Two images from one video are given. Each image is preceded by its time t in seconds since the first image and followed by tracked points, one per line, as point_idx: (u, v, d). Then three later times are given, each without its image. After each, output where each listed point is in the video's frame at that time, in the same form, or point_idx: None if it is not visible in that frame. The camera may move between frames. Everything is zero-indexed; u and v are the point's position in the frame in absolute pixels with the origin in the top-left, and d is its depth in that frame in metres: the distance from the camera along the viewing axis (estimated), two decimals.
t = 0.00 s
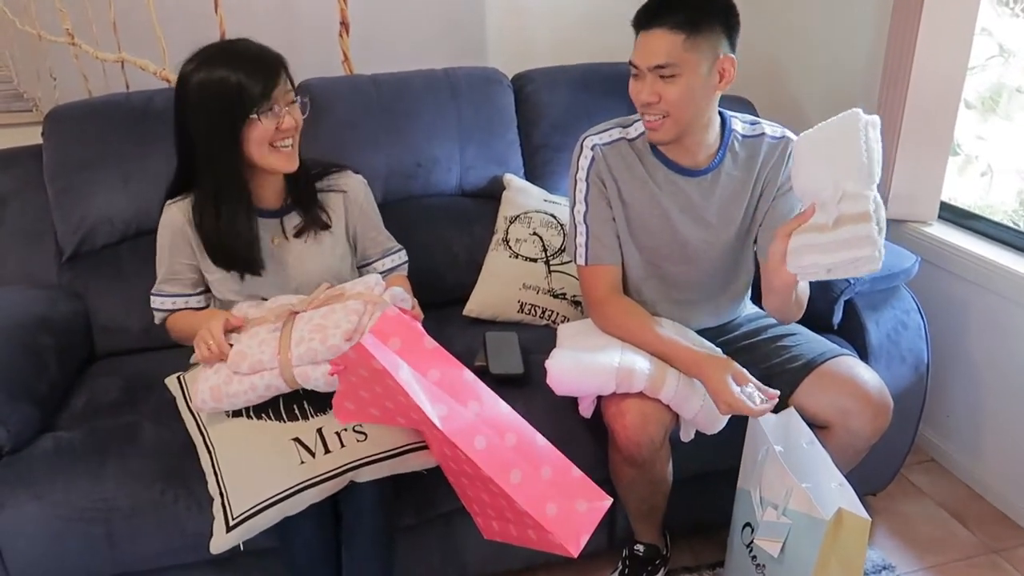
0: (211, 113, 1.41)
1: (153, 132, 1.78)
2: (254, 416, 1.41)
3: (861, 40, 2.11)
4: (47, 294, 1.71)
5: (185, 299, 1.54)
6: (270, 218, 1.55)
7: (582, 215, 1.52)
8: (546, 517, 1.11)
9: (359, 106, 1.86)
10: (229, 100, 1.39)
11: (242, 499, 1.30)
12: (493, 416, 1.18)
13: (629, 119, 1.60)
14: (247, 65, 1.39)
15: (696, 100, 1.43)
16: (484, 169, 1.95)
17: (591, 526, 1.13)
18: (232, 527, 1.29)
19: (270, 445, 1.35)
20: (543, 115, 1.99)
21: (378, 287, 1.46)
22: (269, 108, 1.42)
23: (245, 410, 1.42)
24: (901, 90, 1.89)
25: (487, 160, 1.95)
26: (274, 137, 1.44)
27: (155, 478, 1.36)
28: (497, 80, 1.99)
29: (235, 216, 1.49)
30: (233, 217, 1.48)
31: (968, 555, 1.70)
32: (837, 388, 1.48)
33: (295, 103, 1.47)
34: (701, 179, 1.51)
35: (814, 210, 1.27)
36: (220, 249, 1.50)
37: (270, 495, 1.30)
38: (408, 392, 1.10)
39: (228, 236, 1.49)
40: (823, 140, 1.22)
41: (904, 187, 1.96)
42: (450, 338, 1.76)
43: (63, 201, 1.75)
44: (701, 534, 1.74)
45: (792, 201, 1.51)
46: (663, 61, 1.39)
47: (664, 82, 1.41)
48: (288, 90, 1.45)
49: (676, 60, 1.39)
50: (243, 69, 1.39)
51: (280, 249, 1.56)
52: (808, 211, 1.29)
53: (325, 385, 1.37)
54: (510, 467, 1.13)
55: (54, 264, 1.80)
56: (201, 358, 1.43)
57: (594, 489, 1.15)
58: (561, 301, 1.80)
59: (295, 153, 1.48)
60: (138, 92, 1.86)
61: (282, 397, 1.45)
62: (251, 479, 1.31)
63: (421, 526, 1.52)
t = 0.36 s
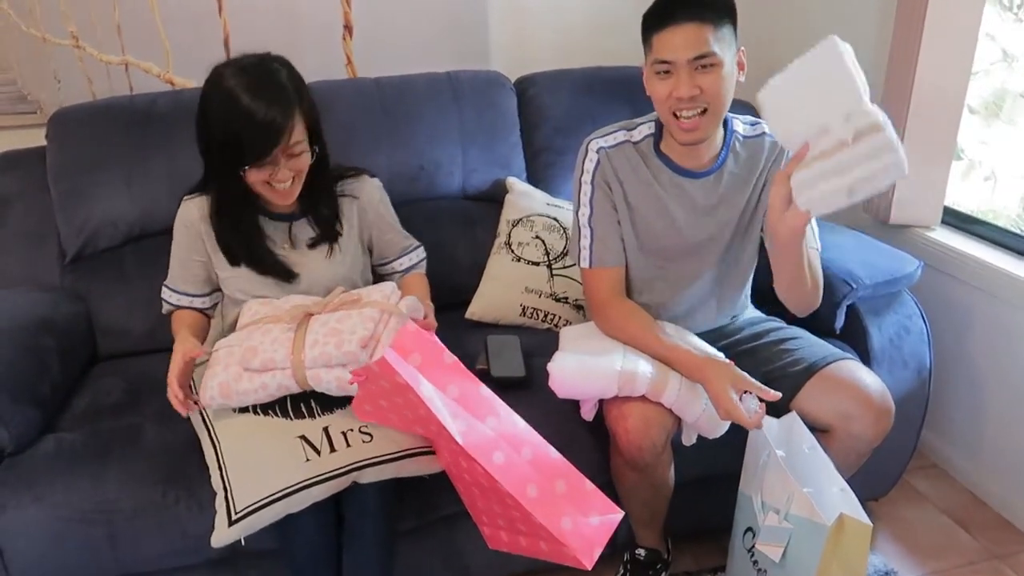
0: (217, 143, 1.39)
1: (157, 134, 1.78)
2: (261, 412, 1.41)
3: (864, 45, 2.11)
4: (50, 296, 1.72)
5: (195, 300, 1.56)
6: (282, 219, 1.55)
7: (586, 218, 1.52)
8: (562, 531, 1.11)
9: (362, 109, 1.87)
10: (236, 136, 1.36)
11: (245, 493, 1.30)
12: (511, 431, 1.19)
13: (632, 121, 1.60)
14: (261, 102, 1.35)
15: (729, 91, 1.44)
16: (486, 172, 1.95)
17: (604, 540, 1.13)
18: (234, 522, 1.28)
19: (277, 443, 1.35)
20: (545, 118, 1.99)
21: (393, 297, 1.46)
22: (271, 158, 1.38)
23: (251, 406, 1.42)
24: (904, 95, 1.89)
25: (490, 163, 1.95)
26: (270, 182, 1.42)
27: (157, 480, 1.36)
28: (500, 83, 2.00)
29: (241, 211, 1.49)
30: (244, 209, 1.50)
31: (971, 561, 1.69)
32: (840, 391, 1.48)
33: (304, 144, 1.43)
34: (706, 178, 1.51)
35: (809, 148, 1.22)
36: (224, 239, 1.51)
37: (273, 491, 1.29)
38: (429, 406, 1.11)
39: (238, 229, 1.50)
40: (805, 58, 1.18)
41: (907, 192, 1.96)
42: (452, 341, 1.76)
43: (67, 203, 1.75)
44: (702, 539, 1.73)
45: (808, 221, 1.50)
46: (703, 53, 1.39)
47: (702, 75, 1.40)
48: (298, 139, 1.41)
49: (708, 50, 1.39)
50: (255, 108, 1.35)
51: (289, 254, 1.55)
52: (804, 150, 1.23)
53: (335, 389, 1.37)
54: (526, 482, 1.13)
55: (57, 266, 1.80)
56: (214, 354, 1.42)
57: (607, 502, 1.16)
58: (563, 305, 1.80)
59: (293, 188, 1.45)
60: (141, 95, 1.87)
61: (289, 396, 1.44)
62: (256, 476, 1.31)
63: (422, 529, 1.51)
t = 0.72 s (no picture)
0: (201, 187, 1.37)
1: (157, 138, 1.79)
2: (257, 423, 1.38)
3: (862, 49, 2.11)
4: (49, 298, 1.72)
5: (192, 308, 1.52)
6: (277, 233, 1.54)
7: (581, 222, 1.52)
8: (578, 546, 1.10)
9: (361, 112, 1.87)
10: (218, 178, 1.34)
11: (244, 507, 1.30)
12: (528, 455, 1.17)
13: (624, 124, 1.60)
14: (235, 141, 1.32)
15: (714, 85, 1.44)
16: (486, 175, 1.95)
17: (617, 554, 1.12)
18: (234, 535, 1.29)
19: (274, 455, 1.35)
20: (545, 122, 1.99)
21: (395, 311, 1.45)
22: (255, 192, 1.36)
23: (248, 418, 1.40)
24: (903, 99, 1.89)
25: (489, 167, 1.95)
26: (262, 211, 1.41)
27: (156, 483, 1.36)
28: (499, 87, 2.00)
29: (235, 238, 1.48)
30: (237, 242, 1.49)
31: (968, 565, 1.70)
32: (837, 396, 1.48)
33: (289, 177, 1.39)
34: (700, 176, 1.52)
35: (803, 81, 1.22)
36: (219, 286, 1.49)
37: (272, 505, 1.30)
38: (451, 438, 1.09)
39: (231, 272, 1.49)
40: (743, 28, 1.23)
41: (906, 196, 1.96)
42: (451, 344, 1.77)
43: (67, 205, 1.75)
44: (700, 542, 1.73)
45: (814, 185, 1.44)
46: (685, 45, 1.39)
47: (686, 69, 1.40)
48: (280, 169, 1.37)
49: (694, 46, 1.39)
50: (230, 150, 1.32)
51: (288, 268, 1.56)
52: (799, 87, 1.23)
53: (336, 406, 1.36)
54: (544, 502, 1.12)
55: (57, 268, 1.81)
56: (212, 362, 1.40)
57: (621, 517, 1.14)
58: (562, 308, 1.80)
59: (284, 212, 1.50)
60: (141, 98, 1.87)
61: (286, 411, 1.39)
62: (252, 490, 1.31)
63: (420, 532, 1.52)
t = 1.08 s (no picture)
0: (175, 190, 1.38)
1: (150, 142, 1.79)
2: (245, 426, 1.40)
3: (853, 55, 2.13)
4: (40, 303, 1.72)
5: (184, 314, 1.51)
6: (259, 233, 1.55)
7: (564, 226, 1.55)
8: (547, 547, 1.07)
9: (352, 116, 1.87)
10: (191, 181, 1.36)
11: (229, 510, 1.30)
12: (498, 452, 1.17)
13: (604, 129, 1.61)
14: (206, 144, 1.33)
15: (694, 96, 1.45)
16: (478, 180, 1.96)
17: (592, 557, 1.08)
18: (218, 537, 1.28)
19: (259, 458, 1.35)
20: (537, 127, 2.00)
21: (380, 310, 1.47)
22: (229, 194, 1.37)
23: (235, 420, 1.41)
24: (893, 105, 1.90)
25: (481, 171, 1.96)
26: (240, 214, 1.41)
27: (146, 487, 1.36)
28: (491, 91, 2.00)
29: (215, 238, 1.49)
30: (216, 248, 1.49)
31: (958, 569, 1.70)
32: (824, 400, 1.48)
33: (265, 177, 1.40)
34: (680, 176, 1.54)
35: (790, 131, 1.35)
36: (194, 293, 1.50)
37: (257, 507, 1.30)
38: (411, 432, 1.11)
39: (207, 279, 1.49)
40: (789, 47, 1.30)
41: (896, 201, 1.97)
42: (443, 348, 1.77)
43: (58, 209, 1.75)
44: (692, 546, 1.73)
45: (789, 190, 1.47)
46: (665, 60, 1.39)
47: (668, 84, 1.41)
48: (252, 171, 1.37)
49: (673, 59, 1.39)
50: (201, 152, 1.33)
51: (271, 268, 1.57)
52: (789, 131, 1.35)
53: (321, 403, 1.36)
54: (510, 502, 1.10)
55: (49, 271, 1.80)
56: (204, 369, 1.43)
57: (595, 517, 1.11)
58: (554, 313, 1.81)
59: (263, 214, 1.47)
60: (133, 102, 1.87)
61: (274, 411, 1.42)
62: (239, 492, 1.31)
63: (412, 537, 1.51)
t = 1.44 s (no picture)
0: (159, 170, 1.42)
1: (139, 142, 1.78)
2: (231, 417, 1.40)
3: (843, 59, 2.13)
4: (28, 302, 1.71)
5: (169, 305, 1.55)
6: (248, 223, 1.57)
7: (541, 219, 1.59)
8: (535, 512, 1.10)
9: (343, 117, 1.87)
10: (171, 158, 1.39)
11: (215, 498, 1.30)
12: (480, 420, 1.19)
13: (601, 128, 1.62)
14: (184, 123, 1.37)
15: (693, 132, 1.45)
16: (468, 181, 1.95)
17: (579, 522, 1.12)
18: (203, 526, 1.29)
19: (245, 447, 1.35)
20: (528, 129, 2.00)
21: (364, 298, 1.47)
22: (207, 175, 1.40)
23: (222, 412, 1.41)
24: (881, 109, 1.91)
25: (472, 172, 1.95)
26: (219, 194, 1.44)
27: (132, 486, 1.36)
28: (482, 93, 2.00)
29: (199, 224, 1.52)
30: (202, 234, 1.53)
31: (944, 570, 1.71)
32: (811, 400, 1.49)
33: (244, 161, 1.42)
34: (670, 183, 1.55)
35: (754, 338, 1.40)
36: (178, 281, 1.53)
37: (243, 495, 1.30)
38: (397, 396, 1.14)
39: (195, 264, 1.53)
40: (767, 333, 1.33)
41: (885, 204, 1.98)
42: (433, 349, 1.77)
43: (46, 208, 1.74)
44: (680, 547, 1.74)
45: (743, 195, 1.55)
46: (670, 115, 1.38)
47: (669, 132, 1.41)
48: (230, 154, 1.40)
49: (679, 111, 1.38)
50: (181, 133, 1.37)
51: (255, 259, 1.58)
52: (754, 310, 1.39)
53: (303, 382, 1.37)
54: (497, 466, 1.13)
55: (36, 271, 1.79)
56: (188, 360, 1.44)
57: (580, 485, 1.15)
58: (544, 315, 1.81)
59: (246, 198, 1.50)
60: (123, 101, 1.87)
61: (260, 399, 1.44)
62: (226, 478, 1.32)
63: (401, 537, 1.51)
